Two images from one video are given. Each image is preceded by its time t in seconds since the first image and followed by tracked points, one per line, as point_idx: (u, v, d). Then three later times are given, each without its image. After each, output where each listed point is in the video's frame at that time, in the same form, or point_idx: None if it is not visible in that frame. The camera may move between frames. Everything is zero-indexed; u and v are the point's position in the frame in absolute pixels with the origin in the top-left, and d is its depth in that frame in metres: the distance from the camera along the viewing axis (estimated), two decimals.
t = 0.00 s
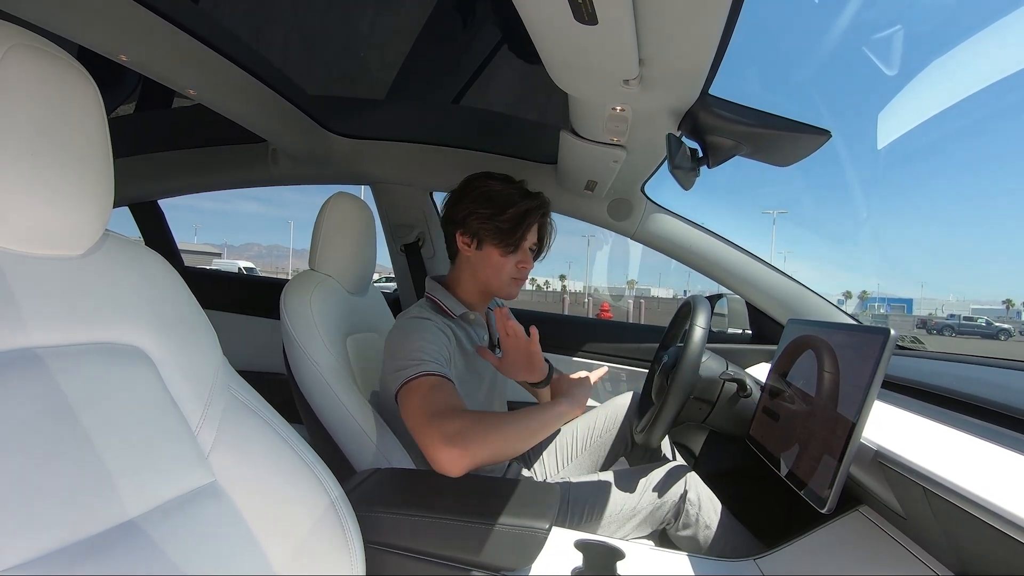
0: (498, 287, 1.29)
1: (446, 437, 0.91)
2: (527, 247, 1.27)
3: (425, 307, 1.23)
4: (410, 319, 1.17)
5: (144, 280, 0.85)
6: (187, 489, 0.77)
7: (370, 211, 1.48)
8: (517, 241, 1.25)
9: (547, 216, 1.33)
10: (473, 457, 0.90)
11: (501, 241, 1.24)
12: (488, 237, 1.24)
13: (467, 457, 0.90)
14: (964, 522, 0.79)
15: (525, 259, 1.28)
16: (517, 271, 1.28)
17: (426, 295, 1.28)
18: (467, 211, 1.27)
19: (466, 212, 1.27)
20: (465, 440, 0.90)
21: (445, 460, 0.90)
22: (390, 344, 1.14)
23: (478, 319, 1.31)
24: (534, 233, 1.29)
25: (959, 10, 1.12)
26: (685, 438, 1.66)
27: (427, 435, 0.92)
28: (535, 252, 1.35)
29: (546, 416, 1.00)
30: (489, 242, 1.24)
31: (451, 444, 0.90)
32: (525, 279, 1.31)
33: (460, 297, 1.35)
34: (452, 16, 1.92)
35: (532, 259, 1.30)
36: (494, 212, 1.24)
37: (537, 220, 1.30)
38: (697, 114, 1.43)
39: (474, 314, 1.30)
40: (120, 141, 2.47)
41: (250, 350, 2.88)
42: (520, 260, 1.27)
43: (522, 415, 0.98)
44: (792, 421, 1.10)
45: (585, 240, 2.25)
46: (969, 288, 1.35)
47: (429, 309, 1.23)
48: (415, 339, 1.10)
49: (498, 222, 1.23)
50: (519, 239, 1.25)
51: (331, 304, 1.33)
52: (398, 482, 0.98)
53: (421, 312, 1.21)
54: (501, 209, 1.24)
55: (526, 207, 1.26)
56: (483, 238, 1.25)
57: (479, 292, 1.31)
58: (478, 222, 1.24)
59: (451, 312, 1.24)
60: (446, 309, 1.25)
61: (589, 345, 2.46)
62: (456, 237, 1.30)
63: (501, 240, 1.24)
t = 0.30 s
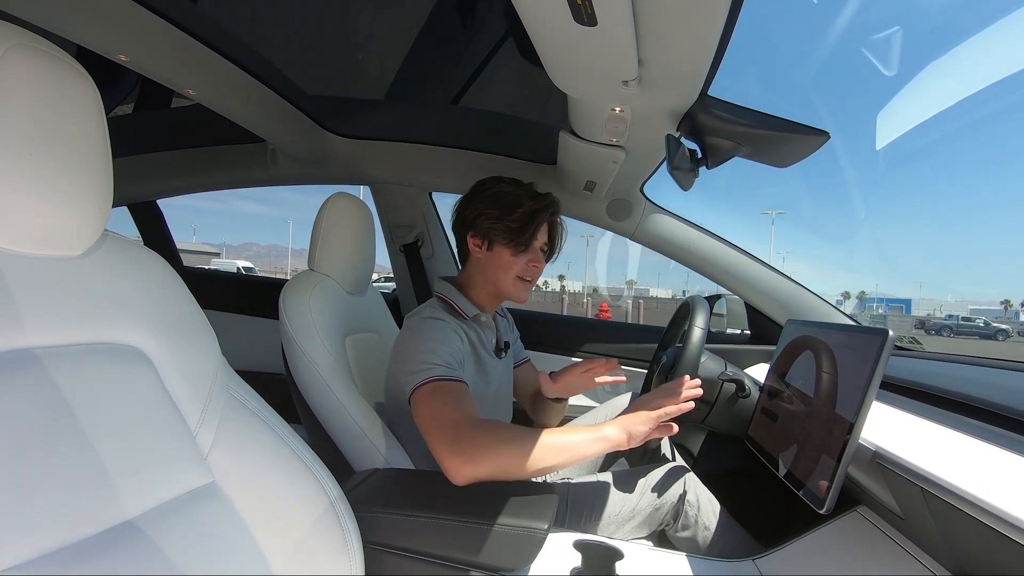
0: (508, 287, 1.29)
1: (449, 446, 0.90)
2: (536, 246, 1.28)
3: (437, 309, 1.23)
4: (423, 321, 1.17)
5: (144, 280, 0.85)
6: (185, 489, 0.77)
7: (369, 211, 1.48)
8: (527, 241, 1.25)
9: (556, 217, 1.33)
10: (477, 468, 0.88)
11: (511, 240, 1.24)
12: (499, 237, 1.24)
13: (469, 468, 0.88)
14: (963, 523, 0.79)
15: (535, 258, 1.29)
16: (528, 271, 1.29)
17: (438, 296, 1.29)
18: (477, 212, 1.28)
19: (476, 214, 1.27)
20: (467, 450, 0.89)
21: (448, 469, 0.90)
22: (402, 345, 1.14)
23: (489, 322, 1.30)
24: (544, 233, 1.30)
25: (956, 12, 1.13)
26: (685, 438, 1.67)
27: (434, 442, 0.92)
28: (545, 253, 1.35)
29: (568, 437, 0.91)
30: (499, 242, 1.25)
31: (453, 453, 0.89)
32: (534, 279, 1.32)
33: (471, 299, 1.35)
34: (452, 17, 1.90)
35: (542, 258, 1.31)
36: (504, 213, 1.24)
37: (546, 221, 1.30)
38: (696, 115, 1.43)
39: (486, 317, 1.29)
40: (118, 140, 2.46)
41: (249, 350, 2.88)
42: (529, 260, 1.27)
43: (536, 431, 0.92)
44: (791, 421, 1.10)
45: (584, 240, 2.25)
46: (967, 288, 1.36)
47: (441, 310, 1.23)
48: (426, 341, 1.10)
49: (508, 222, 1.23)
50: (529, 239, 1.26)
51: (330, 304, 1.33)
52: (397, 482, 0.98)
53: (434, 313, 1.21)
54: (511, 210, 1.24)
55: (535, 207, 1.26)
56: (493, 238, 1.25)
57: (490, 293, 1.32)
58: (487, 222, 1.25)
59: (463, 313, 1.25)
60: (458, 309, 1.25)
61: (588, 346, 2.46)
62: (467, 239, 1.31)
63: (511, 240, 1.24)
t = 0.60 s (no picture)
0: (498, 291, 1.28)
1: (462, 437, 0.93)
2: (528, 250, 1.26)
3: (439, 308, 1.24)
4: (427, 319, 1.18)
5: (144, 281, 0.85)
6: (184, 491, 0.76)
7: (369, 212, 1.48)
8: (514, 244, 1.24)
9: (552, 219, 1.32)
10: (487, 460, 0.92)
11: (498, 242, 1.24)
12: (487, 240, 1.26)
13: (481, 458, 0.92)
14: (964, 527, 0.79)
15: (525, 261, 1.28)
16: (518, 275, 1.28)
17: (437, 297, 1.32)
18: (471, 215, 1.31)
19: (471, 216, 1.31)
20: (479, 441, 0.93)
21: (459, 458, 0.91)
22: (404, 344, 1.14)
23: (489, 324, 1.29)
24: (537, 236, 1.28)
25: (956, 13, 1.13)
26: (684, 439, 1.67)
27: (440, 436, 0.94)
28: (543, 258, 1.33)
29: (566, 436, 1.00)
30: (488, 244, 1.26)
31: (466, 443, 0.92)
32: (528, 283, 1.30)
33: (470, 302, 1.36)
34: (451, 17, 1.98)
35: (534, 263, 1.28)
36: (493, 215, 1.25)
37: (540, 225, 1.30)
38: (697, 117, 1.43)
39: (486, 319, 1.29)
40: (117, 139, 2.46)
41: (248, 350, 2.88)
42: (518, 264, 1.26)
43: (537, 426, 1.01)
44: (791, 424, 1.10)
45: (583, 241, 2.25)
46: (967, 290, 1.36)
47: (439, 310, 1.23)
48: (426, 340, 1.10)
49: (496, 224, 1.24)
50: (518, 242, 1.25)
51: (330, 305, 1.33)
52: (397, 483, 0.98)
53: (437, 313, 1.21)
54: (500, 212, 1.25)
55: (527, 209, 1.26)
56: (483, 241, 1.26)
57: (486, 296, 1.31)
58: (478, 226, 1.27)
59: (463, 315, 1.24)
60: (457, 310, 1.24)
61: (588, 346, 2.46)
62: (464, 243, 1.34)
63: (498, 242, 1.24)
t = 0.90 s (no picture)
0: (507, 295, 1.28)
1: (428, 445, 0.90)
2: (539, 256, 1.26)
3: (442, 308, 1.23)
4: (428, 318, 1.18)
5: (144, 280, 0.84)
6: (185, 491, 0.76)
7: (369, 210, 1.47)
8: (527, 250, 1.23)
9: (565, 224, 1.31)
10: (453, 474, 0.87)
11: (510, 247, 1.23)
12: (499, 244, 1.25)
13: (443, 466, 0.87)
14: (967, 527, 0.79)
15: (536, 267, 1.27)
16: (529, 280, 1.27)
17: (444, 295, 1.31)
18: (484, 217, 1.30)
19: (483, 217, 1.30)
20: (445, 453, 0.88)
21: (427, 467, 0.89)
22: (405, 344, 1.14)
23: (493, 325, 1.29)
24: (548, 241, 1.28)
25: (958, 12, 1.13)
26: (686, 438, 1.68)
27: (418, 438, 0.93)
28: (552, 262, 1.33)
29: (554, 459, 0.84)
30: (499, 248, 1.25)
31: (430, 452, 0.89)
32: (537, 289, 1.29)
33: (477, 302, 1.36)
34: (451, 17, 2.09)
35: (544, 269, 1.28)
36: (507, 219, 1.24)
37: (553, 230, 1.29)
38: (700, 116, 1.42)
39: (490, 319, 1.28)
40: (117, 137, 2.45)
41: (248, 349, 2.87)
42: (529, 269, 1.26)
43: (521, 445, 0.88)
44: (792, 423, 1.10)
45: (584, 239, 2.25)
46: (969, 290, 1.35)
47: (444, 310, 1.23)
48: (425, 341, 1.10)
49: (509, 228, 1.23)
50: (531, 248, 1.24)
51: (330, 303, 1.32)
52: (397, 483, 0.98)
53: (439, 312, 1.21)
54: (513, 216, 1.24)
55: (540, 214, 1.25)
56: (495, 245, 1.25)
57: (493, 299, 1.31)
58: (491, 228, 1.26)
59: (467, 315, 1.24)
60: (460, 309, 1.25)
61: (589, 346, 2.45)
62: (475, 243, 1.33)
63: (510, 247, 1.23)
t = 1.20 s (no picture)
0: (511, 290, 1.28)
1: (432, 452, 0.91)
2: (542, 251, 1.26)
3: (445, 305, 1.23)
4: (430, 317, 1.18)
5: (144, 276, 0.84)
6: (185, 485, 0.76)
7: (369, 207, 1.47)
8: (531, 244, 1.23)
9: (569, 219, 1.30)
10: (454, 484, 0.89)
11: (514, 242, 1.23)
12: (503, 239, 1.24)
13: (441, 474, 0.89)
14: (968, 522, 0.78)
15: (539, 261, 1.27)
16: (533, 274, 1.27)
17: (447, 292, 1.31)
18: (486, 212, 1.30)
19: (487, 212, 1.29)
20: (449, 464, 0.89)
21: (427, 472, 0.90)
22: (407, 343, 1.14)
23: (496, 323, 1.29)
24: (552, 236, 1.28)
25: (961, 7, 1.12)
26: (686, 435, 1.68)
27: (416, 442, 0.94)
28: (555, 256, 1.33)
29: (559, 481, 0.87)
30: (503, 243, 1.25)
31: (433, 461, 0.90)
32: (541, 283, 1.29)
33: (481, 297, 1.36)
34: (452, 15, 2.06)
35: (548, 263, 1.28)
36: (510, 214, 1.24)
37: (557, 225, 1.29)
38: (701, 111, 1.42)
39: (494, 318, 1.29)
40: (116, 133, 2.45)
41: (249, 345, 2.88)
42: (533, 263, 1.26)
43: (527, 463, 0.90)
44: (792, 419, 1.10)
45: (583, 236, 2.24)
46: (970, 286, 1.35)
47: (449, 307, 1.23)
48: (427, 341, 1.09)
49: (512, 223, 1.23)
50: (534, 242, 1.24)
51: (331, 299, 1.32)
52: (397, 479, 0.97)
53: (441, 310, 1.21)
54: (517, 210, 1.24)
55: (543, 209, 1.25)
56: (499, 240, 1.25)
57: (497, 294, 1.31)
58: (495, 223, 1.26)
59: (470, 312, 1.25)
60: (463, 306, 1.26)
61: (589, 342, 2.45)
62: (478, 239, 1.33)
63: (515, 242, 1.23)
